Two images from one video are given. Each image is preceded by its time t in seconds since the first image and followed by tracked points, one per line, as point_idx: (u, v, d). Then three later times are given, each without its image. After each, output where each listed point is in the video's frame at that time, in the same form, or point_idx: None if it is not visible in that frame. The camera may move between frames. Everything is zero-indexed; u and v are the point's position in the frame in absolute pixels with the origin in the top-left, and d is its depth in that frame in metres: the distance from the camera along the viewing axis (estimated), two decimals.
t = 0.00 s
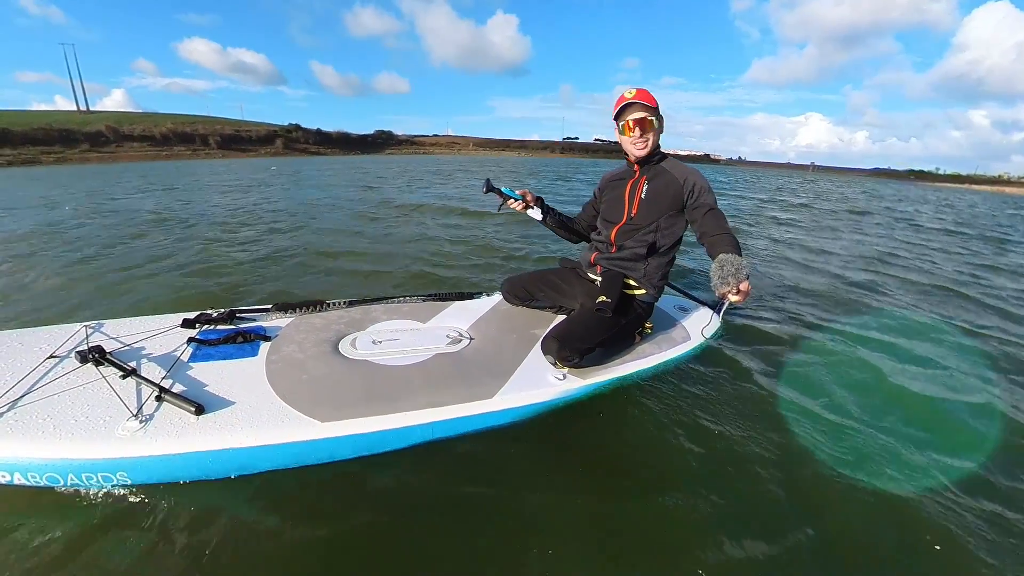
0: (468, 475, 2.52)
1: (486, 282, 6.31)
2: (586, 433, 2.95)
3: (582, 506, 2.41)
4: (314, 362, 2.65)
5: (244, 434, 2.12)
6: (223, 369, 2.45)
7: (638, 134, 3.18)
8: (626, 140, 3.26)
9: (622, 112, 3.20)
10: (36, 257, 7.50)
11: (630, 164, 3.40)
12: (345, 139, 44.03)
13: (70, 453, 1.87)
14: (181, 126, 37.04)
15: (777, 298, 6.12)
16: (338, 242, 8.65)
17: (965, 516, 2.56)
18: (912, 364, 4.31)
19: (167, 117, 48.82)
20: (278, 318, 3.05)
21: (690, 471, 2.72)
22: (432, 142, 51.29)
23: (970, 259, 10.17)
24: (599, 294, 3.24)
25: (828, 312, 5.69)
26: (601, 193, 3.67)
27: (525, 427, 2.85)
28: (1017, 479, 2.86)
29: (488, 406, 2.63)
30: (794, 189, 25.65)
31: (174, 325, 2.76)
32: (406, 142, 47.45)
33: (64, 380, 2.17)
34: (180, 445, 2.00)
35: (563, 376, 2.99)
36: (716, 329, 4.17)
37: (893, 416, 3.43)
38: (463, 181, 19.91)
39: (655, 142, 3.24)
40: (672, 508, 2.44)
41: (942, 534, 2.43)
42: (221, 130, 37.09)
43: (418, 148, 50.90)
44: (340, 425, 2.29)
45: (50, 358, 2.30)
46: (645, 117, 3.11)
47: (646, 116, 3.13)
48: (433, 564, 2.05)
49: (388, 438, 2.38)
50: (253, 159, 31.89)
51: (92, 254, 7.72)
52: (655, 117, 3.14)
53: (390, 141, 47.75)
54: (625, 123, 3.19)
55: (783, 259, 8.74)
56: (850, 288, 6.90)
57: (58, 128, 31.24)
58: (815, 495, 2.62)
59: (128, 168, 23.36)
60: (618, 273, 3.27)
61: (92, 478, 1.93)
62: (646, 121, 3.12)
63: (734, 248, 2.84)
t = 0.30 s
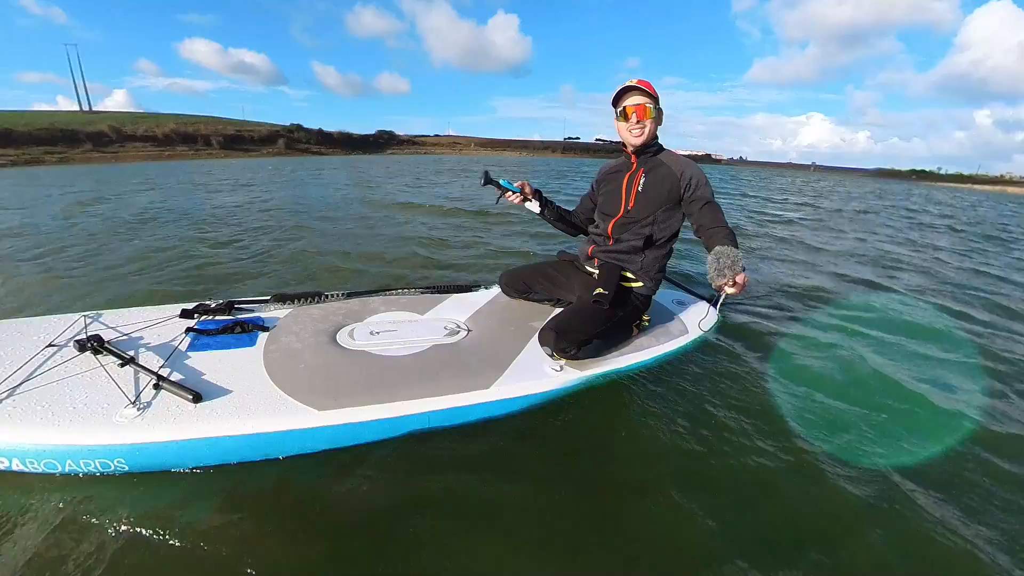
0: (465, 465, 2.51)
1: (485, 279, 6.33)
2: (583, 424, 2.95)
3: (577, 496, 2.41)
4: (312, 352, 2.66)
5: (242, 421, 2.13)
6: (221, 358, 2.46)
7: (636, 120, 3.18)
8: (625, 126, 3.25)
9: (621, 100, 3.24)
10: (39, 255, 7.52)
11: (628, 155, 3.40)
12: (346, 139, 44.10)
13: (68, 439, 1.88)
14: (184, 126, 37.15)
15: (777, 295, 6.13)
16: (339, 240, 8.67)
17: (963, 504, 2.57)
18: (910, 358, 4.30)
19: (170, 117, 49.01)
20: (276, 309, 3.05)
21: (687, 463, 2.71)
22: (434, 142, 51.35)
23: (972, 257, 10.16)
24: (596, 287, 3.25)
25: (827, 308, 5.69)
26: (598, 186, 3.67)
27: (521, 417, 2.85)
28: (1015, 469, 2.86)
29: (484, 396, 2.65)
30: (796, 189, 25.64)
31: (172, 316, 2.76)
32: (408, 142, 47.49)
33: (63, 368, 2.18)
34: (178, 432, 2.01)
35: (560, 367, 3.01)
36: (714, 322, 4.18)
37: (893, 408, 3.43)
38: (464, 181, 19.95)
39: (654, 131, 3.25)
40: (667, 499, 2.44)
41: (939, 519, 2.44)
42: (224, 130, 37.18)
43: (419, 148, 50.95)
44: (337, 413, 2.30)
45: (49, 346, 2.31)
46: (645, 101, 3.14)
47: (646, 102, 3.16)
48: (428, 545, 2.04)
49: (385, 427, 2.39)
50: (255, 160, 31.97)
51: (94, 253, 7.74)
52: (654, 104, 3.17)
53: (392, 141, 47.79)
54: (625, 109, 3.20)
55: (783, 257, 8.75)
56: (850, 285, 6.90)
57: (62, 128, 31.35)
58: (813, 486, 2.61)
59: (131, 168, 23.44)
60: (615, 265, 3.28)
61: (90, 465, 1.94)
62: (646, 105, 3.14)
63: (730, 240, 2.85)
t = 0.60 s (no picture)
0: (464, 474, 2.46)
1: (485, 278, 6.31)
2: (584, 431, 2.90)
3: (576, 506, 2.35)
4: (309, 352, 2.63)
5: (239, 424, 2.10)
6: (218, 358, 2.43)
7: (635, 120, 3.17)
8: (624, 126, 3.24)
9: (620, 99, 3.22)
10: (39, 255, 7.51)
11: (630, 155, 3.37)
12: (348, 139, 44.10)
13: (59, 440, 1.85)
14: (186, 126, 37.17)
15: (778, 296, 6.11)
16: (339, 240, 8.65)
17: (967, 506, 2.54)
18: (911, 359, 4.28)
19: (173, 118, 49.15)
20: (274, 308, 3.03)
21: (691, 472, 2.64)
22: (435, 143, 51.34)
23: (973, 258, 10.14)
24: (597, 287, 3.22)
25: (828, 310, 5.66)
26: (599, 186, 3.64)
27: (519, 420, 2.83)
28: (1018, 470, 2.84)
29: (484, 398, 2.61)
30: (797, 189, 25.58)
31: (168, 314, 2.74)
32: (410, 142, 47.44)
33: (55, 367, 2.15)
34: (172, 434, 1.98)
35: (559, 369, 2.98)
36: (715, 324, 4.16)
37: (894, 408, 3.40)
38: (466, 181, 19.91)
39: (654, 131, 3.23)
40: (668, 511, 2.37)
41: (942, 523, 2.41)
42: (226, 131, 37.19)
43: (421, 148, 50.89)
44: (335, 415, 2.27)
45: (42, 345, 2.28)
46: (643, 101, 3.12)
47: (644, 101, 3.14)
48: (422, 560, 1.99)
49: (382, 429, 2.36)
50: (257, 160, 31.98)
51: (94, 253, 7.72)
52: (653, 103, 3.14)
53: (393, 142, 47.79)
54: (624, 109, 3.19)
55: (785, 258, 8.71)
56: (851, 287, 6.88)
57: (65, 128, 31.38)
58: (819, 493, 2.55)
59: (135, 168, 23.47)
60: (615, 266, 3.25)
61: (82, 466, 1.90)
62: (644, 106, 3.13)
63: (735, 242, 2.82)
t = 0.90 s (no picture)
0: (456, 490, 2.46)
1: (483, 284, 6.32)
2: (580, 446, 2.89)
3: (567, 522, 2.37)
4: (303, 367, 2.64)
5: (233, 441, 2.11)
6: (212, 374, 2.44)
7: (631, 131, 3.18)
8: (620, 139, 3.24)
9: (617, 112, 3.25)
10: (39, 256, 7.51)
11: (624, 167, 3.37)
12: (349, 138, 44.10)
13: (53, 459, 1.86)
14: (187, 126, 37.20)
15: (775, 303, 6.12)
16: (338, 242, 8.66)
17: (956, 525, 2.56)
18: (905, 370, 4.30)
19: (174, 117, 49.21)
20: (269, 321, 3.04)
21: (687, 492, 2.62)
22: (436, 142, 51.33)
23: (973, 261, 10.10)
24: (591, 300, 3.23)
25: (825, 316, 5.67)
26: (594, 197, 3.65)
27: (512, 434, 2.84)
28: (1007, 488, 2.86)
29: (478, 413, 2.63)
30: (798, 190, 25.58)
31: (163, 328, 2.75)
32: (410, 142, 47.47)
33: (50, 385, 2.17)
34: (166, 452, 1.99)
35: (553, 382, 3.00)
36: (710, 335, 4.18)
37: (885, 424, 3.43)
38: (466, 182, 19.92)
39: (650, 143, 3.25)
40: (661, 532, 2.35)
41: (932, 544, 2.43)
42: (227, 130, 37.20)
43: (422, 147, 50.90)
44: (328, 432, 2.28)
45: (37, 361, 2.29)
46: (638, 113, 3.14)
47: (639, 114, 3.16)
48: None
49: (377, 445, 2.37)
50: (258, 159, 31.99)
51: (92, 253, 7.72)
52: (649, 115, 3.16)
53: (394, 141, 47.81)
54: (620, 122, 3.21)
55: (783, 261, 8.73)
56: (848, 291, 6.87)
57: (66, 127, 31.41)
58: (811, 510, 2.57)
59: (136, 168, 23.50)
60: (610, 278, 3.26)
61: (76, 485, 1.91)
62: (640, 118, 3.14)
63: (734, 252, 2.84)
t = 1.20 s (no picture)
0: (444, 497, 2.47)
1: (480, 285, 6.32)
2: (568, 451, 2.91)
3: (559, 525, 2.39)
4: (296, 370, 2.64)
5: (223, 444, 2.11)
6: (204, 378, 2.45)
7: (621, 128, 3.19)
8: (612, 135, 3.24)
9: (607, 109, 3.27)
10: (38, 255, 7.53)
11: (615, 168, 3.38)
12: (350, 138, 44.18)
13: (43, 464, 1.86)
14: (189, 126, 37.27)
15: (772, 303, 6.12)
16: (337, 242, 8.66)
17: (947, 528, 2.57)
18: (899, 372, 4.29)
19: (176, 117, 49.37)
20: (262, 325, 3.05)
21: (672, 496, 2.63)
22: (437, 142, 51.44)
23: (973, 261, 10.07)
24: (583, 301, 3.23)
25: (822, 317, 5.68)
26: (586, 198, 3.65)
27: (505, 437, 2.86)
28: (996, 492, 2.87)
29: (471, 414, 2.62)
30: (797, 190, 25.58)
31: (156, 333, 2.75)
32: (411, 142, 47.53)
33: (41, 390, 2.17)
34: (156, 455, 1.99)
35: (546, 383, 3.00)
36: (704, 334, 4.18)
37: (876, 428, 3.44)
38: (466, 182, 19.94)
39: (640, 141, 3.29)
40: (644, 537, 2.36)
41: (921, 547, 2.44)
42: (228, 130, 37.25)
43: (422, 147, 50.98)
44: (320, 434, 2.28)
45: (28, 366, 2.30)
46: (629, 110, 3.17)
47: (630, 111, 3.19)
48: None
49: (369, 447, 2.36)
50: (258, 159, 32.03)
51: (91, 253, 7.73)
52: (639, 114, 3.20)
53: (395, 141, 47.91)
54: (611, 119, 3.22)
55: (781, 261, 8.73)
56: (845, 292, 6.86)
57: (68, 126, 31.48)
58: (802, 513, 2.59)
59: (138, 167, 23.56)
60: (602, 278, 3.26)
61: (67, 489, 1.92)
62: (632, 115, 3.16)
63: (726, 250, 2.84)
